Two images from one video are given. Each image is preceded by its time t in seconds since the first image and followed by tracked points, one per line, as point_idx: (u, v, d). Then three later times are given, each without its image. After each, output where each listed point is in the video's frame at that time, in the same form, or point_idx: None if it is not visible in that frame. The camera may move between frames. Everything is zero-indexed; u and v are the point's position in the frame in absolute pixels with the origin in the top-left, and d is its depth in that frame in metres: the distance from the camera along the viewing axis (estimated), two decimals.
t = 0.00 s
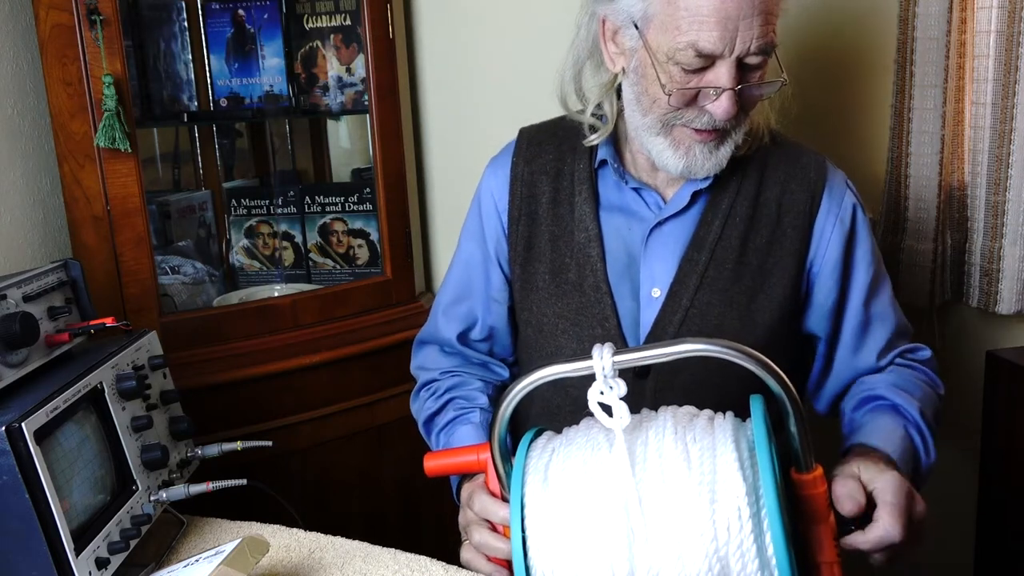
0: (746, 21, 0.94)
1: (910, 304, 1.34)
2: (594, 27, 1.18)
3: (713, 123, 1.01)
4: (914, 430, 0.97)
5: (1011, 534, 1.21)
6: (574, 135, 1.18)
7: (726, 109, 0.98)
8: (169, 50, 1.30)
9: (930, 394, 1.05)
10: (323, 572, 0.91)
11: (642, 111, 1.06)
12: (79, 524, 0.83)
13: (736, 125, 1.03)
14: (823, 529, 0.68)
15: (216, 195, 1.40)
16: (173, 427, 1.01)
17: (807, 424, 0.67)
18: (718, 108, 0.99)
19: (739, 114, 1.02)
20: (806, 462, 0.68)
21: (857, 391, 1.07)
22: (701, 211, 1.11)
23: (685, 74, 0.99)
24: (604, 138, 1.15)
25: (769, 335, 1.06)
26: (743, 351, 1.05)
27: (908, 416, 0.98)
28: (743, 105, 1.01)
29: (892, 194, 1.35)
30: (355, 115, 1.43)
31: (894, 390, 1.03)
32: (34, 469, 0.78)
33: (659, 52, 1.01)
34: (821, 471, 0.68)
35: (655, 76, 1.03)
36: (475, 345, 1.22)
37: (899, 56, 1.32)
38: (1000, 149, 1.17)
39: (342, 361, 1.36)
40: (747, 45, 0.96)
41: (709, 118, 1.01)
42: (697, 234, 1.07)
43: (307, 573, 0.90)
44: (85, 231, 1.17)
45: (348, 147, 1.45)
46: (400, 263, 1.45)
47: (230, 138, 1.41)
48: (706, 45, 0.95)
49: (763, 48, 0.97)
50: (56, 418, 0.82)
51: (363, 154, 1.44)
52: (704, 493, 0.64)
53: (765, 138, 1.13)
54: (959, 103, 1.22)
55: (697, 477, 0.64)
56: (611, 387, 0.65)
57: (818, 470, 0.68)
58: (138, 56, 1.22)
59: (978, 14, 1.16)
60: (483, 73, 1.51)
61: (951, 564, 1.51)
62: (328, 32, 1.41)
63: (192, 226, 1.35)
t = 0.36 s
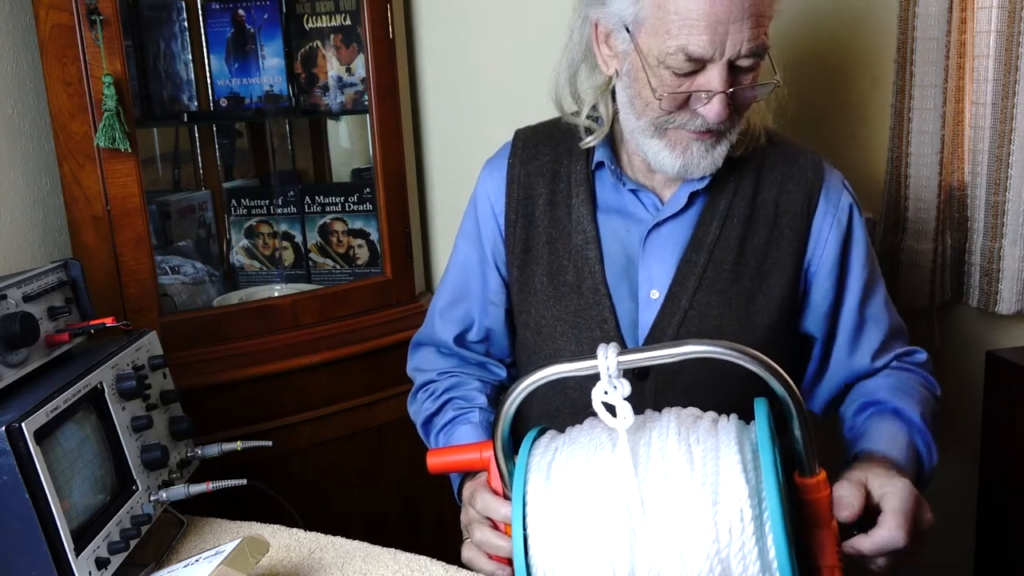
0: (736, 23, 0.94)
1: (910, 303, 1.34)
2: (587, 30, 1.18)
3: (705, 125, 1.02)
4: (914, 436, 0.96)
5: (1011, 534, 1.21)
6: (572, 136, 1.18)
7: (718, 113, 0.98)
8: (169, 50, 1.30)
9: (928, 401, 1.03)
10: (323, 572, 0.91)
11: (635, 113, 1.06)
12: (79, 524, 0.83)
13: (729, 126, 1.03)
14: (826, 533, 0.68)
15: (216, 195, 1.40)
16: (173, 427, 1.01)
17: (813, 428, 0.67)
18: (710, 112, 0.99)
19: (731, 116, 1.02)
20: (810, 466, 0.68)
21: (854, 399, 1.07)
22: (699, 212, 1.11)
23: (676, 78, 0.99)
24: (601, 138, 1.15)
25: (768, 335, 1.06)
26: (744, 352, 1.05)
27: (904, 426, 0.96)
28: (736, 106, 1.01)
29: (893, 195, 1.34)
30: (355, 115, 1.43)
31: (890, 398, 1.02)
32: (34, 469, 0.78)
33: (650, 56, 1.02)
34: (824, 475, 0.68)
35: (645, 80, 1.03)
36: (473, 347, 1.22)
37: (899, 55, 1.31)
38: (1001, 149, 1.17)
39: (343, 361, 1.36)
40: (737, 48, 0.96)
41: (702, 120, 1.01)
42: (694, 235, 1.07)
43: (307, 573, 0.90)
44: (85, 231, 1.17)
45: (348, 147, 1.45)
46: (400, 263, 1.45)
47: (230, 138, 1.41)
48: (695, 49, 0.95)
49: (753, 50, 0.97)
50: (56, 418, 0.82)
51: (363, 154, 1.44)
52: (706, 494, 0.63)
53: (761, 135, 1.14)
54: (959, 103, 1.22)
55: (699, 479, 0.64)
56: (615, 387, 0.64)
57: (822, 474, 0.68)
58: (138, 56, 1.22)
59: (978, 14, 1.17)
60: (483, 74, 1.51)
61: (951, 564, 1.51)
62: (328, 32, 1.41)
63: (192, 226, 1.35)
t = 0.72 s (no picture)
0: (671, 5, 0.95)
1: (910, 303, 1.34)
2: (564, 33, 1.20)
3: (666, 115, 1.01)
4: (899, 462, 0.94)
5: (1011, 534, 1.21)
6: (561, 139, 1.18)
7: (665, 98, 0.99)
8: (169, 50, 1.30)
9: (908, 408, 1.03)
10: (323, 572, 0.91)
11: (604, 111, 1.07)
12: (79, 524, 0.83)
13: (693, 116, 1.02)
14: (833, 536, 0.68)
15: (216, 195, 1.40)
16: (173, 427, 1.01)
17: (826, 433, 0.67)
18: (659, 98, 0.99)
19: (693, 104, 1.01)
20: (821, 469, 0.68)
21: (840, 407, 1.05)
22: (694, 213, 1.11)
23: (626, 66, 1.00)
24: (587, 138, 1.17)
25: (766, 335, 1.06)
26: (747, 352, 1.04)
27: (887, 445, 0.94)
28: (693, 93, 1.00)
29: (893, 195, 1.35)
30: (355, 115, 1.43)
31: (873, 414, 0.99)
32: (34, 469, 0.77)
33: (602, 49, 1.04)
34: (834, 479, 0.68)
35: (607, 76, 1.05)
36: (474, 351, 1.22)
37: (899, 55, 1.31)
38: (1000, 149, 1.17)
39: (343, 361, 1.36)
40: (677, 28, 0.96)
41: (659, 111, 1.01)
42: (690, 237, 1.07)
43: (307, 573, 0.90)
44: (85, 231, 1.17)
45: (348, 147, 1.45)
46: (400, 263, 1.45)
47: (230, 138, 1.41)
48: (633, 33, 0.97)
49: (697, 29, 0.97)
50: (56, 418, 0.82)
51: (363, 154, 1.44)
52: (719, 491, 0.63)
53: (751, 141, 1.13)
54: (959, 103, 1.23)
55: (713, 476, 0.64)
56: (630, 381, 0.65)
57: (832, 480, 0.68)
58: (138, 56, 1.22)
59: (978, 14, 1.17)
60: (484, 73, 1.51)
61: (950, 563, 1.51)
62: (328, 32, 1.41)
63: (192, 226, 1.35)
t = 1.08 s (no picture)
0: None
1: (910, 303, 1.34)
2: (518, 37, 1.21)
3: (570, 108, 1.03)
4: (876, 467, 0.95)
5: (1011, 534, 1.21)
6: (533, 145, 1.20)
7: (563, 92, 1.00)
8: (169, 50, 1.30)
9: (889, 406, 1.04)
10: (323, 572, 0.91)
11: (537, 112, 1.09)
12: (79, 524, 0.83)
13: (600, 111, 1.03)
14: (853, 544, 0.67)
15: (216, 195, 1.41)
16: (173, 427, 1.01)
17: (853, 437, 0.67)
18: (559, 92, 1.01)
19: (595, 95, 1.02)
20: (845, 474, 0.67)
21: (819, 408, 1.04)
22: (676, 219, 1.11)
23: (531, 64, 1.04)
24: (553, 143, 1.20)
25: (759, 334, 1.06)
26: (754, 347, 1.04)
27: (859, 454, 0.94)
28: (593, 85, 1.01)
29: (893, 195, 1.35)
30: (355, 115, 1.43)
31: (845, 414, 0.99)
32: (34, 469, 0.77)
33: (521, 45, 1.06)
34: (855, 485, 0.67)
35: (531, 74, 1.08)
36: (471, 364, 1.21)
37: (899, 55, 1.31)
38: (1001, 149, 1.17)
39: (343, 361, 1.36)
40: (568, 15, 0.98)
41: (564, 106, 1.03)
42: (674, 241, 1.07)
43: (307, 573, 0.90)
44: (85, 231, 1.17)
45: (348, 147, 1.45)
46: (400, 263, 1.45)
47: (230, 138, 1.41)
48: (534, 26, 1.00)
49: (587, 13, 0.98)
50: (56, 418, 0.82)
51: (363, 154, 1.44)
52: (748, 490, 0.63)
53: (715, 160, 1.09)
54: (959, 103, 1.23)
55: (741, 475, 0.64)
56: (659, 376, 0.63)
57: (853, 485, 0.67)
58: (138, 56, 1.22)
59: (978, 14, 1.17)
60: (481, 73, 1.51)
61: (950, 563, 1.51)
62: (328, 32, 1.41)
63: (192, 226, 1.35)
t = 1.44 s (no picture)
0: (509, 9, 1.04)
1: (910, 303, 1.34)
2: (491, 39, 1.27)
3: (532, 113, 1.09)
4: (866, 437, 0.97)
5: (1010, 535, 1.21)
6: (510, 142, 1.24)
7: (521, 100, 1.07)
8: (169, 50, 1.30)
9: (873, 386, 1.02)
10: (323, 572, 0.91)
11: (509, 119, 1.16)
12: (79, 524, 0.83)
13: (561, 112, 1.09)
14: (873, 493, 0.67)
15: (216, 195, 1.41)
16: (173, 426, 1.01)
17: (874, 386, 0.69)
18: (518, 100, 1.07)
19: (554, 100, 1.09)
20: (867, 424, 0.69)
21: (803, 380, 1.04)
22: (656, 213, 1.14)
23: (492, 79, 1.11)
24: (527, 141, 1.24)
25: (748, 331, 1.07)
26: (776, 308, 1.02)
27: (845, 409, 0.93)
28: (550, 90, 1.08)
29: (893, 195, 1.35)
30: (355, 115, 1.42)
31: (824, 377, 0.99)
32: (34, 469, 0.77)
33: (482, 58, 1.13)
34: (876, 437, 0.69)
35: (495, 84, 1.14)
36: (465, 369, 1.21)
37: (900, 55, 1.32)
38: (1001, 149, 1.16)
39: (343, 361, 1.36)
40: (518, 27, 1.05)
41: (526, 113, 1.09)
42: (654, 237, 1.08)
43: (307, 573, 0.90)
44: (85, 231, 1.17)
45: (348, 147, 1.45)
46: (400, 263, 1.44)
47: (230, 138, 1.41)
48: (490, 41, 1.07)
49: (536, 24, 1.05)
50: (56, 418, 0.82)
51: (363, 154, 1.43)
52: (775, 438, 0.64)
53: (684, 152, 1.12)
54: (959, 103, 1.23)
55: (769, 425, 0.65)
56: (685, 325, 0.65)
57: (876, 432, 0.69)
58: (138, 56, 1.22)
59: (979, 14, 1.16)
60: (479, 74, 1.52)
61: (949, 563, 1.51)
62: (328, 32, 1.40)
63: (192, 226, 1.36)
